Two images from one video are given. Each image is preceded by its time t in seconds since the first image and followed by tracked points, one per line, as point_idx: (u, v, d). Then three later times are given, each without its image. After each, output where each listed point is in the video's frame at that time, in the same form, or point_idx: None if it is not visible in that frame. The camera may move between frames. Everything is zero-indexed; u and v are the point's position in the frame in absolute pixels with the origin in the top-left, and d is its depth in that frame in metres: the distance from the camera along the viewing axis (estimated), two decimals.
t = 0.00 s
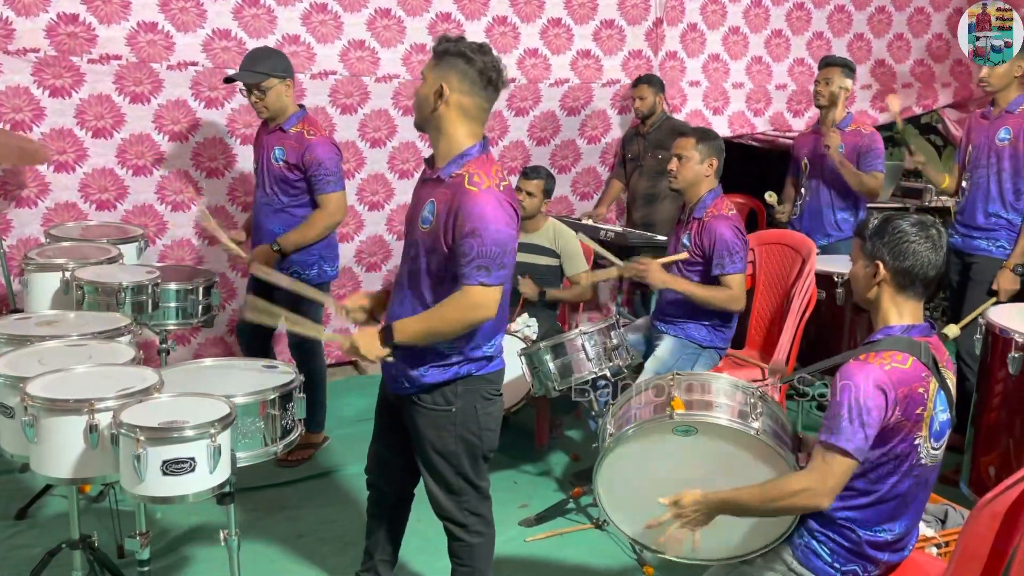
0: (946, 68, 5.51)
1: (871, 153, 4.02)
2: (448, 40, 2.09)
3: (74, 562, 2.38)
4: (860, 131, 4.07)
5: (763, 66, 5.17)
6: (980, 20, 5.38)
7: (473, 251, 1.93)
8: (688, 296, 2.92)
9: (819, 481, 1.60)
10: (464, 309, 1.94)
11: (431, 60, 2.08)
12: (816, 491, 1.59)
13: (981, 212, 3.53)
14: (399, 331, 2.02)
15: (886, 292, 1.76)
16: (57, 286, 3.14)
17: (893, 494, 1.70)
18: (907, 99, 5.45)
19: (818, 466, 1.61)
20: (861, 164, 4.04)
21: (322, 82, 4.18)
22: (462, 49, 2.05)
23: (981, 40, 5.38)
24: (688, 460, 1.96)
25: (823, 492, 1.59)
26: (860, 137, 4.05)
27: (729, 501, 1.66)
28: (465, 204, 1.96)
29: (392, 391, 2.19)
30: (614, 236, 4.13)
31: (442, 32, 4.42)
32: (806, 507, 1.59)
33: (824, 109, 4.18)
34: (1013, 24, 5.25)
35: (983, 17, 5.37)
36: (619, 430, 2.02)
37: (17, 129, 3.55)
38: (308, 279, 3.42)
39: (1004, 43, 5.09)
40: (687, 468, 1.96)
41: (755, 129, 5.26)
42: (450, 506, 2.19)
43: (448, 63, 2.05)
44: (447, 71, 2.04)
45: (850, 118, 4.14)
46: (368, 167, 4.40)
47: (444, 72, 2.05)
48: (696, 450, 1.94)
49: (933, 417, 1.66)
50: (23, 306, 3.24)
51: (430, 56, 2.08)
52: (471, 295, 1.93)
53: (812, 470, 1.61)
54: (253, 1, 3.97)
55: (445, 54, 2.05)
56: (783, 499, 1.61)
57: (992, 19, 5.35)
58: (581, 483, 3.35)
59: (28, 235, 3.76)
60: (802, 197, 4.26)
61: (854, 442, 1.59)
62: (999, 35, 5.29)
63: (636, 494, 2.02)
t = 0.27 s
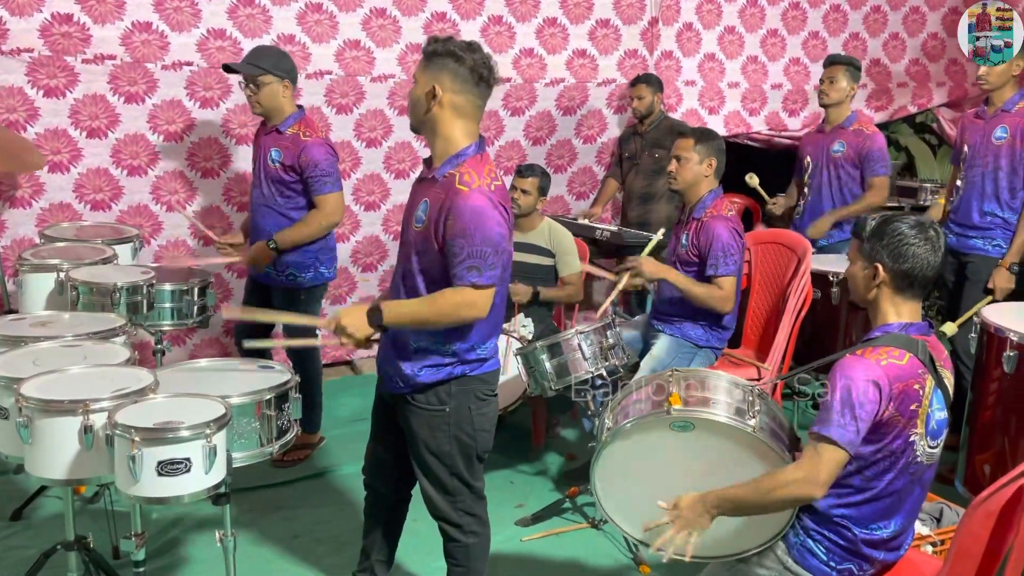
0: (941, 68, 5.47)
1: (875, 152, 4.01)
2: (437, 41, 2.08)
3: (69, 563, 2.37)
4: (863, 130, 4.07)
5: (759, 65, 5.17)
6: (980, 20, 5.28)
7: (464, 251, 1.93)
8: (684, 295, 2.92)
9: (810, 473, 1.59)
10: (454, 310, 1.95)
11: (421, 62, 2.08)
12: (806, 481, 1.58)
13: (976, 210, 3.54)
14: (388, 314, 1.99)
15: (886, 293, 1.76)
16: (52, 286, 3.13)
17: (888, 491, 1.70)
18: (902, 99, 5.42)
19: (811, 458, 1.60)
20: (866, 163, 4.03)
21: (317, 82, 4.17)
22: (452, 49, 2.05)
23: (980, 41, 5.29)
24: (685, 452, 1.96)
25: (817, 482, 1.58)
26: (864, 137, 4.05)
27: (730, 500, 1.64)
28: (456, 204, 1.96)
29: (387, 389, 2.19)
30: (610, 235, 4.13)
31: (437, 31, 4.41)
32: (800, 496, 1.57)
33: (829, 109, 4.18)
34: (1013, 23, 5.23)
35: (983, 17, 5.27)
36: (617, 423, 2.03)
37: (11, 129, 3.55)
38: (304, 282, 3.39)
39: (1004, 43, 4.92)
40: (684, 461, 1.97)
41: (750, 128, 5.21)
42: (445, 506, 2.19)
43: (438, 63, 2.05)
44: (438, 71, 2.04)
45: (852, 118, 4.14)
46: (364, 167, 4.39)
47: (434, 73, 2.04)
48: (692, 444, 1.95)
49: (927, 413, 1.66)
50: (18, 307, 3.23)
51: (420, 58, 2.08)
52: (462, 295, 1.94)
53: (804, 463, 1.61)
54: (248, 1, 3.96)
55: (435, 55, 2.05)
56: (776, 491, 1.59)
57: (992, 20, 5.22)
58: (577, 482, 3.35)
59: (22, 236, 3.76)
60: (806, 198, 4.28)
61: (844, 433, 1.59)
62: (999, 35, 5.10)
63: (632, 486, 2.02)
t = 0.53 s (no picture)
0: (933, 67, 5.51)
1: (877, 152, 4.03)
2: (430, 41, 2.09)
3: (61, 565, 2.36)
4: (865, 131, 4.09)
5: (752, 65, 5.18)
6: (980, 19, 5.28)
7: (455, 252, 1.93)
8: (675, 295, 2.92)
9: (821, 478, 1.59)
10: (447, 312, 1.94)
11: (414, 63, 2.08)
12: (819, 488, 1.58)
13: (967, 210, 3.55)
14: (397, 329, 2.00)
15: (880, 291, 1.76)
16: (43, 287, 3.12)
17: (883, 489, 1.70)
18: (894, 98, 5.43)
19: (818, 460, 1.61)
20: (869, 163, 4.05)
21: (310, 82, 4.16)
22: (444, 49, 2.05)
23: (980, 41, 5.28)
24: (678, 460, 1.95)
25: (827, 487, 1.59)
26: (865, 137, 4.07)
27: (733, 498, 1.68)
28: (448, 205, 1.96)
29: (381, 389, 2.19)
30: (603, 235, 4.13)
31: (431, 31, 4.40)
32: (812, 502, 1.58)
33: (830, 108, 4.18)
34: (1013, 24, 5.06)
35: (983, 17, 5.28)
36: (610, 431, 2.01)
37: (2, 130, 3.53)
38: (297, 283, 3.40)
39: (1003, 45, 4.83)
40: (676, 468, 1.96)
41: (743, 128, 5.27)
42: (442, 506, 2.18)
43: (430, 64, 2.04)
44: (429, 71, 2.04)
45: (854, 118, 4.15)
46: (358, 167, 4.39)
47: (427, 73, 2.04)
48: (686, 451, 1.94)
49: (922, 411, 1.67)
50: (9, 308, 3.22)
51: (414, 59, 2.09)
52: (455, 296, 1.94)
53: (813, 467, 1.61)
54: (241, 1, 3.95)
55: (427, 55, 2.05)
56: (783, 498, 1.60)
57: (992, 20, 5.21)
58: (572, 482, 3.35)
59: (14, 237, 3.74)
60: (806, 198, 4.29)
61: (843, 434, 1.59)
62: (999, 36, 5.03)
63: (625, 495, 2.02)
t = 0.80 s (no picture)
0: (924, 67, 5.53)
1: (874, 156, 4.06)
2: (425, 40, 2.08)
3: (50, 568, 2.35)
4: (863, 134, 4.10)
5: (744, 65, 5.18)
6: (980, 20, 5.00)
7: (438, 248, 1.92)
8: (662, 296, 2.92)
9: (805, 477, 1.60)
10: (428, 309, 1.92)
11: (408, 61, 2.07)
12: (804, 487, 1.60)
13: (959, 209, 3.56)
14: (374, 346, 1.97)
15: (875, 293, 1.76)
16: (32, 288, 3.10)
17: (874, 490, 1.70)
18: (885, 98, 5.48)
19: (805, 462, 1.62)
20: (865, 168, 4.08)
21: (301, 82, 4.15)
22: (440, 50, 2.04)
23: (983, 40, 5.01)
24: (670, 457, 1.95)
25: (811, 489, 1.60)
26: (862, 140, 4.09)
27: (722, 498, 1.69)
28: (436, 203, 1.95)
29: (373, 389, 2.18)
30: (595, 235, 4.13)
31: (422, 31, 4.40)
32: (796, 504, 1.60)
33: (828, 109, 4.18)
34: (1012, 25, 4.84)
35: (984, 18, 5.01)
36: (602, 429, 2.01)
37: None
38: (283, 284, 3.35)
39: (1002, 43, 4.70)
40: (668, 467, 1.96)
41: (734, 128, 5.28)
42: (433, 506, 2.18)
43: (425, 63, 2.03)
44: (423, 71, 2.03)
45: (851, 120, 4.15)
46: (349, 167, 4.38)
47: (421, 73, 2.03)
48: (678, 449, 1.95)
49: (914, 411, 1.67)
50: None
51: (408, 57, 2.08)
52: (436, 293, 1.92)
53: (799, 466, 1.62)
54: (231, 1, 3.94)
55: (421, 54, 2.04)
56: (773, 495, 1.62)
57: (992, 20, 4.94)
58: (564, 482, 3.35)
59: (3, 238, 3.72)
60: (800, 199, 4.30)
61: (835, 436, 1.59)
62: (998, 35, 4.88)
63: (617, 493, 2.01)
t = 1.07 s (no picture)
0: (913, 67, 5.54)
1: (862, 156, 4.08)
2: (409, 39, 2.06)
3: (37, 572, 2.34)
4: (852, 134, 4.11)
5: (735, 65, 5.18)
6: (980, 20, 4.98)
7: (434, 248, 1.92)
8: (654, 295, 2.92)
9: (787, 478, 1.61)
10: (425, 309, 1.93)
11: (393, 60, 2.05)
12: (787, 487, 1.60)
13: (950, 209, 3.58)
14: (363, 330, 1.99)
15: (868, 293, 1.76)
16: (19, 290, 3.08)
17: (863, 490, 1.71)
18: (874, 98, 5.46)
19: (789, 461, 1.62)
20: (853, 168, 4.09)
21: (291, 82, 4.14)
22: (428, 49, 2.03)
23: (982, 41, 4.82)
24: (659, 458, 1.96)
25: (791, 488, 1.60)
26: (852, 140, 4.10)
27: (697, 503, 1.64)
28: (429, 203, 1.95)
29: (362, 390, 2.17)
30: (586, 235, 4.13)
31: (412, 31, 4.39)
32: (777, 504, 1.60)
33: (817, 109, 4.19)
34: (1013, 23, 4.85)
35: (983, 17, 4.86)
36: (590, 431, 2.01)
37: None
38: (274, 284, 3.36)
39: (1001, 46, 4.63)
40: (655, 466, 1.97)
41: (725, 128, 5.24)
42: (422, 507, 2.17)
43: (414, 63, 2.02)
44: (413, 71, 2.02)
45: (841, 119, 4.16)
46: (340, 168, 4.36)
47: (410, 73, 2.02)
48: (666, 449, 1.95)
49: (902, 412, 1.67)
50: None
51: (392, 56, 2.05)
52: (432, 293, 1.92)
53: (784, 466, 1.62)
54: (220, 1, 3.92)
55: (409, 54, 2.03)
56: (759, 496, 1.60)
57: (992, 19, 4.93)
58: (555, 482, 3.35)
59: None
60: (789, 198, 4.29)
61: (821, 437, 1.59)
62: (997, 35, 4.81)
63: (606, 494, 2.02)
